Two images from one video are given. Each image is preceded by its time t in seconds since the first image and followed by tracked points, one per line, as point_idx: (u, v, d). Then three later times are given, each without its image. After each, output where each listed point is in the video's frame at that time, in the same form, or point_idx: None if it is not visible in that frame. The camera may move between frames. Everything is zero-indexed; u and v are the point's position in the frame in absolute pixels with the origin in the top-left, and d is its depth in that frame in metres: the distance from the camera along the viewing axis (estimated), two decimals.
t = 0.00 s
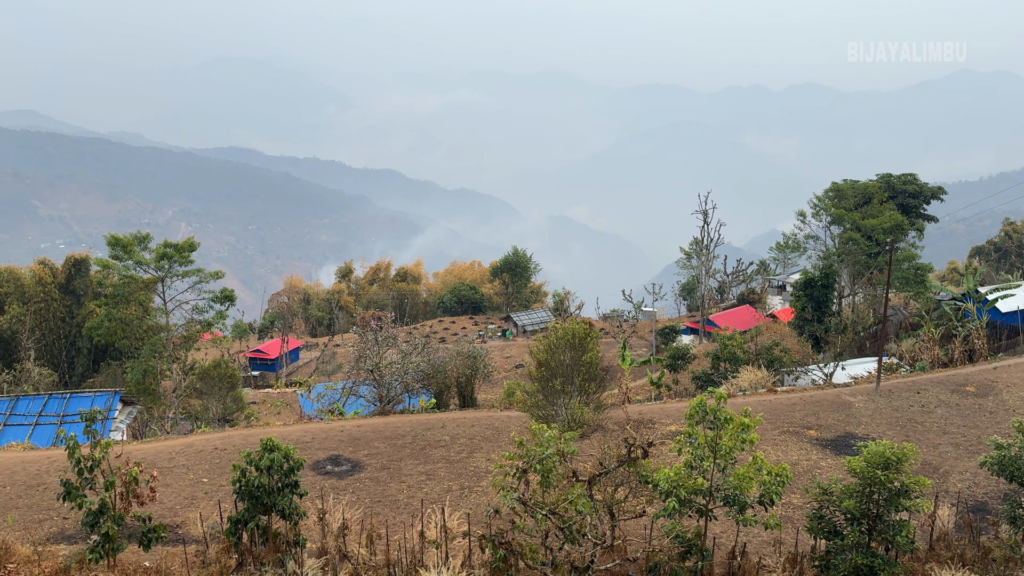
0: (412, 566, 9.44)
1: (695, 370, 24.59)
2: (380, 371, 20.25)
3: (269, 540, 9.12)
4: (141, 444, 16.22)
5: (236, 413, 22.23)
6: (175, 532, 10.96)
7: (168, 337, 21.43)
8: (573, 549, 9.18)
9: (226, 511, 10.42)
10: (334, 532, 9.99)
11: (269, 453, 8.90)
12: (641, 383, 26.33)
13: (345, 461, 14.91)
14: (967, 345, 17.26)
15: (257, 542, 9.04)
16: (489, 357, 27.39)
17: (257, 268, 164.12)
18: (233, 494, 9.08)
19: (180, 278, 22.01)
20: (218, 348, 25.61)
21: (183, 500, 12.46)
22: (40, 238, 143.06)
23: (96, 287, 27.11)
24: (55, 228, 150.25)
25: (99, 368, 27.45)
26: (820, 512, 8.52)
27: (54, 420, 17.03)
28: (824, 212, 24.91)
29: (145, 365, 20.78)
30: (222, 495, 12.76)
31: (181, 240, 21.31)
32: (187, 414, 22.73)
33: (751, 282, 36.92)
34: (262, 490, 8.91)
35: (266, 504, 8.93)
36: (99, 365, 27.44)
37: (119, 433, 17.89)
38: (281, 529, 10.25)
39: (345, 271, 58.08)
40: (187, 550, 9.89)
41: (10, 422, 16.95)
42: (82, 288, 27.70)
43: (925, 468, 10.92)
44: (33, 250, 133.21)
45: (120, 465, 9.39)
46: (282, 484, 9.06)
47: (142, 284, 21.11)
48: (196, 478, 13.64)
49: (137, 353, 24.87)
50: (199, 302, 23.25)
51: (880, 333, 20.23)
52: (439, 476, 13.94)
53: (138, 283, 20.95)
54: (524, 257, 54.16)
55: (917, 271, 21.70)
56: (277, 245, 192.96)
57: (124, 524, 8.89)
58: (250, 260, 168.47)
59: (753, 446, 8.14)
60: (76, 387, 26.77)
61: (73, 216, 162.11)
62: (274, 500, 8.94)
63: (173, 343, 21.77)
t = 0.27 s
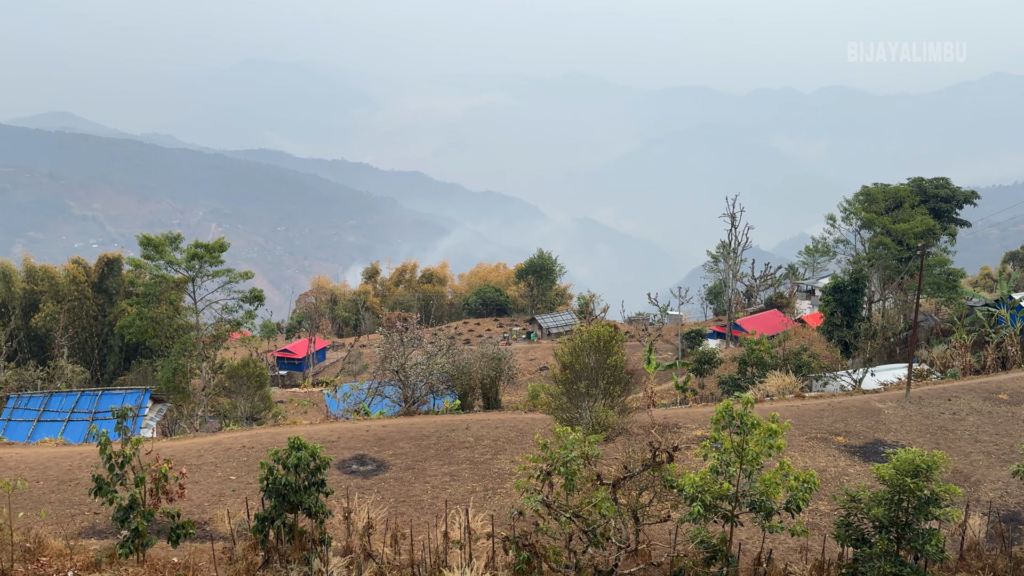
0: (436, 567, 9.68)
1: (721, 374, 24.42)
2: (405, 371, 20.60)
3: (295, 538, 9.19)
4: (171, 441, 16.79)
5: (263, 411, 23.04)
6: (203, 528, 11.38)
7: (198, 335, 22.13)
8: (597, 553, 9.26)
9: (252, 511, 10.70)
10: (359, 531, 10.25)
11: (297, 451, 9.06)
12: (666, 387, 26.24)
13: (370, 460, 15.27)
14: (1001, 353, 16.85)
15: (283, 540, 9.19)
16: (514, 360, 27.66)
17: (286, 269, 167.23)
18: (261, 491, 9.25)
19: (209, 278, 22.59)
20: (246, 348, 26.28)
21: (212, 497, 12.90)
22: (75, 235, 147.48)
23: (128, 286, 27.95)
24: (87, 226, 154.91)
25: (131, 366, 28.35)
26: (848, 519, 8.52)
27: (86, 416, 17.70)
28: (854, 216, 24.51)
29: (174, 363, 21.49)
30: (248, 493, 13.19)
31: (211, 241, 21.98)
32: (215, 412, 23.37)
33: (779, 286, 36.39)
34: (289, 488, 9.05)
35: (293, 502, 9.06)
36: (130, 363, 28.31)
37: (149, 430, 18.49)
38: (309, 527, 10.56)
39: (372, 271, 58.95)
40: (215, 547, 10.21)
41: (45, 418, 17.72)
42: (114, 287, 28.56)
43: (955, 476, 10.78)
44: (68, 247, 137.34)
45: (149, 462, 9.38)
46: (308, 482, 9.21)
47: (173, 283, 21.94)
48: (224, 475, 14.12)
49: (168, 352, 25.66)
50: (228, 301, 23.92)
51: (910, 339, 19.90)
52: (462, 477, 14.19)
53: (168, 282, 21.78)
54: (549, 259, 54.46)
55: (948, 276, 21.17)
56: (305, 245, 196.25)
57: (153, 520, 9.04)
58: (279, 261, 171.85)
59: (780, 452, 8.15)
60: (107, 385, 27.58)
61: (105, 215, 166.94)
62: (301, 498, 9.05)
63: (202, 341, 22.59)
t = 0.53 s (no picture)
0: (465, 569, 9.84)
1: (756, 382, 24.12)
2: (437, 374, 20.84)
3: (327, 537, 9.46)
4: (207, 439, 17.55)
5: (297, 410, 23.98)
6: (238, 525, 11.90)
7: (234, 335, 22.85)
8: (627, 559, 9.38)
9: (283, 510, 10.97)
10: (390, 532, 10.50)
11: (331, 450, 9.31)
12: (700, 394, 26.04)
13: (401, 461, 15.68)
14: None
15: (317, 538, 9.44)
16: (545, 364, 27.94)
17: (321, 270, 170.96)
18: (296, 490, 9.53)
19: (246, 279, 23.34)
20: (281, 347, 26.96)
21: (246, 495, 13.45)
22: (115, 237, 153.81)
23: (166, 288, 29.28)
24: (128, 228, 161.46)
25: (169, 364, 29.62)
26: (884, 530, 8.50)
27: (125, 413, 18.48)
28: (893, 222, 24.10)
29: (212, 362, 22.22)
30: (282, 491, 13.70)
31: (249, 242, 22.82)
32: (250, 411, 24.13)
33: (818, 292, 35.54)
34: (322, 487, 9.25)
35: (325, 501, 9.28)
36: (167, 361, 29.60)
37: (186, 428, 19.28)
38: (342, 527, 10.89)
39: (405, 274, 59.94)
40: (248, 544, 10.47)
41: (85, 415, 18.70)
42: (153, 287, 30.01)
43: (995, 489, 10.57)
44: (110, 247, 143.37)
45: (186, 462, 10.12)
46: (341, 481, 9.41)
47: (210, 284, 22.75)
48: (258, 474, 14.72)
49: (205, 352, 26.67)
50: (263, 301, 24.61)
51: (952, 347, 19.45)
52: (493, 480, 14.49)
53: (206, 283, 22.63)
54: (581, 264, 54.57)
55: (989, 283, 20.80)
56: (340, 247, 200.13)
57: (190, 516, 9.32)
58: (314, 263, 175.65)
59: (815, 461, 8.18)
60: (146, 382, 29.10)
61: (146, 218, 173.52)
62: (333, 497, 9.26)
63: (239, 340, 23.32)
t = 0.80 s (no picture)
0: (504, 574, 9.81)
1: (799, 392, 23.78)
2: (475, 378, 21.40)
3: (367, 538, 9.60)
4: (250, 439, 18.42)
5: (337, 412, 24.46)
6: (280, 525, 12.55)
7: (277, 337, 24.33)
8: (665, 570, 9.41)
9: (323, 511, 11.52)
10: (428, 536, 10.80)
11: (371, 453, 9.44)
12: (742, 403, 25.72)
13: (438, 465, 16.16)
14: None
15: (356, 538, 9.59)
16: (584, 369, 28.21)
17: (362, 274, 174.79)
18: (336, 490, 9.69)
19: (290, 281, 24.45)
20: (323, 349, 28.00)
21: (287, 495, 14.13)
22: (161, 239, 160.61)
23: (212, 289, 30.30)
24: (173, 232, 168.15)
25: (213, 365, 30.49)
26: (931, 545, 8.43)
27: (171, 412, 19.52)
28: (942, 231, 23.86)
29: (255, 363, 23.66)
30: (322, 492, 14.35)
31: (292, 246, 23.86)
32: (292, 411, 24.96)
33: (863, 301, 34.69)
34: (362, 489, 9.43)
35: (365, 502, 9.46)
36: (212, 362, 30.55)
37: (229, 427, 20.18)
38: (383, 529, 11.44)
39: (444, 278, 60.93)
40: (289, 544, 10.97)
41: (131, 413, 19.76)
42: (199, 288, 30.84)
43: None
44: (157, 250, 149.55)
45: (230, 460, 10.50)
46: (381, 483, 9.56)
47: (255, 286, 23.80)
48: (299, 474, 15.43)
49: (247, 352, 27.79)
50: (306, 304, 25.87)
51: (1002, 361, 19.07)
52: (530, 485, 14.82)
53: (251, 285, 23.75)
54: (620, 269, 54.65)
55: None
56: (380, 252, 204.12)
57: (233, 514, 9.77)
58: (355, 267, 179.87)
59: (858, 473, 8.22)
60: (192, 381, 29.94)
61: (193, 220, 180.15)
62: (373, 499, 9.44)
63: (281, 342, 24.65)
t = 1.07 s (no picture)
0: None
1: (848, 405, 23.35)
2: (516, 385, 21.86)
3: (406, 542, 10.10)
4: (294, 441, 19.34)
5: (379, 416, 25.28)
6: (322, 526, 13.22)
7: (321, 340, 24.99)
8: None
9: (362, 515, 12.08)
10: (467, 541, 11.09)
11: (412, 457, 9.91)
12: (787, 414, 25.35)
13: (479, 471, 16.66)
14: None
15: (396, 543, 10.04)
16: (625, 378, 28.36)
17: (405, 280, 178.17)
18: (378, 495, 10.11)
19: (335, 286, 25.80)
20: (366, 354, 29.01)
21: (330, 497, 14.85)
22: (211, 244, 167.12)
23: (258, 293, 31.89)
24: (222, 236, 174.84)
25: (258, 367, 31.97)
26: (984, 564, 8.30)
27: (218, 414, 20.70)
28: (997, 241, 22.80)
29: (300, 365, 24.15)
30: (363, 495, 15.03)
31: (336, 251, 24.77)
32: (335, 414, 25.96)
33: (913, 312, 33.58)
34: (403, 493, 9.83)
35: (406, 507, 9.84)
36: (257, 364, 32.03)
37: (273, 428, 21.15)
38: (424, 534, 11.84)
39: (484, 283, 61.69)
40: (332, 547, 11.59)
41: (180, 414, 20.99)
42: (246, 291, 32.54)
43: None
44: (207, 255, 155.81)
45: (273, 461, 11.02)
46: (422, 489, 9.98)
47: (300, 290, 24.67)
48: (342, 476, 16.20)
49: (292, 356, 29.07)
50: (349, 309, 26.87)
51: None
52: (570, 493, 15.15)
53: (296, 289, 24.53)
54: (663, 275, 53.42)
55: None
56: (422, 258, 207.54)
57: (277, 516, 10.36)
58: (398, 272, 183.42)
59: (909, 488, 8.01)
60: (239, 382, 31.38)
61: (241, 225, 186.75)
62: (415, 503, 9.84)
63: (326, 346, 25.41)
